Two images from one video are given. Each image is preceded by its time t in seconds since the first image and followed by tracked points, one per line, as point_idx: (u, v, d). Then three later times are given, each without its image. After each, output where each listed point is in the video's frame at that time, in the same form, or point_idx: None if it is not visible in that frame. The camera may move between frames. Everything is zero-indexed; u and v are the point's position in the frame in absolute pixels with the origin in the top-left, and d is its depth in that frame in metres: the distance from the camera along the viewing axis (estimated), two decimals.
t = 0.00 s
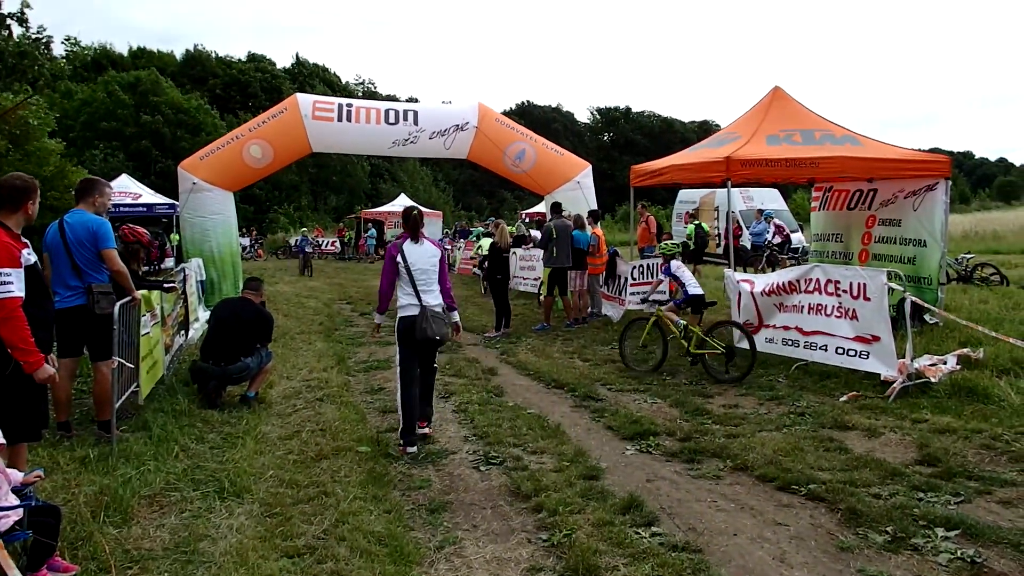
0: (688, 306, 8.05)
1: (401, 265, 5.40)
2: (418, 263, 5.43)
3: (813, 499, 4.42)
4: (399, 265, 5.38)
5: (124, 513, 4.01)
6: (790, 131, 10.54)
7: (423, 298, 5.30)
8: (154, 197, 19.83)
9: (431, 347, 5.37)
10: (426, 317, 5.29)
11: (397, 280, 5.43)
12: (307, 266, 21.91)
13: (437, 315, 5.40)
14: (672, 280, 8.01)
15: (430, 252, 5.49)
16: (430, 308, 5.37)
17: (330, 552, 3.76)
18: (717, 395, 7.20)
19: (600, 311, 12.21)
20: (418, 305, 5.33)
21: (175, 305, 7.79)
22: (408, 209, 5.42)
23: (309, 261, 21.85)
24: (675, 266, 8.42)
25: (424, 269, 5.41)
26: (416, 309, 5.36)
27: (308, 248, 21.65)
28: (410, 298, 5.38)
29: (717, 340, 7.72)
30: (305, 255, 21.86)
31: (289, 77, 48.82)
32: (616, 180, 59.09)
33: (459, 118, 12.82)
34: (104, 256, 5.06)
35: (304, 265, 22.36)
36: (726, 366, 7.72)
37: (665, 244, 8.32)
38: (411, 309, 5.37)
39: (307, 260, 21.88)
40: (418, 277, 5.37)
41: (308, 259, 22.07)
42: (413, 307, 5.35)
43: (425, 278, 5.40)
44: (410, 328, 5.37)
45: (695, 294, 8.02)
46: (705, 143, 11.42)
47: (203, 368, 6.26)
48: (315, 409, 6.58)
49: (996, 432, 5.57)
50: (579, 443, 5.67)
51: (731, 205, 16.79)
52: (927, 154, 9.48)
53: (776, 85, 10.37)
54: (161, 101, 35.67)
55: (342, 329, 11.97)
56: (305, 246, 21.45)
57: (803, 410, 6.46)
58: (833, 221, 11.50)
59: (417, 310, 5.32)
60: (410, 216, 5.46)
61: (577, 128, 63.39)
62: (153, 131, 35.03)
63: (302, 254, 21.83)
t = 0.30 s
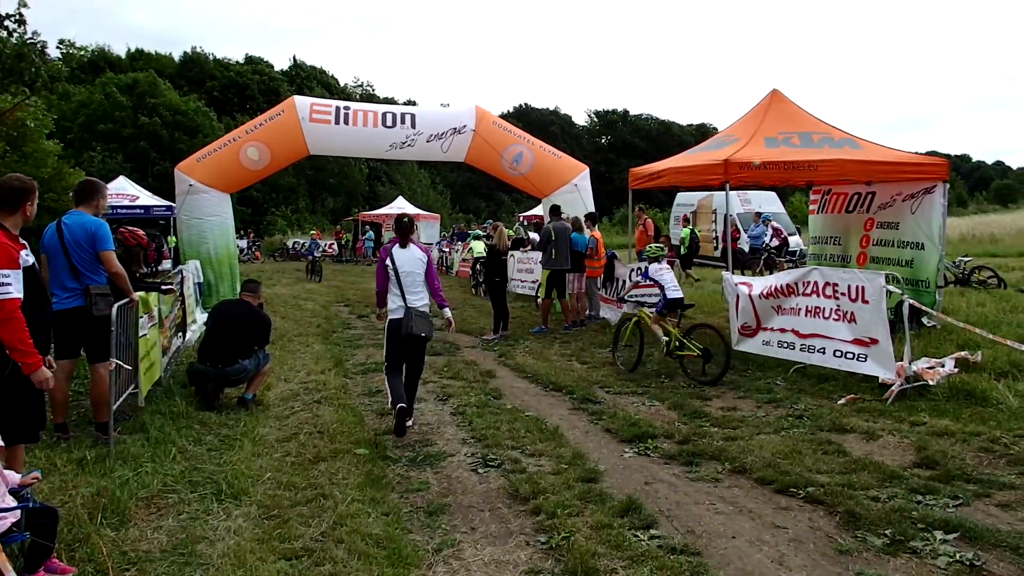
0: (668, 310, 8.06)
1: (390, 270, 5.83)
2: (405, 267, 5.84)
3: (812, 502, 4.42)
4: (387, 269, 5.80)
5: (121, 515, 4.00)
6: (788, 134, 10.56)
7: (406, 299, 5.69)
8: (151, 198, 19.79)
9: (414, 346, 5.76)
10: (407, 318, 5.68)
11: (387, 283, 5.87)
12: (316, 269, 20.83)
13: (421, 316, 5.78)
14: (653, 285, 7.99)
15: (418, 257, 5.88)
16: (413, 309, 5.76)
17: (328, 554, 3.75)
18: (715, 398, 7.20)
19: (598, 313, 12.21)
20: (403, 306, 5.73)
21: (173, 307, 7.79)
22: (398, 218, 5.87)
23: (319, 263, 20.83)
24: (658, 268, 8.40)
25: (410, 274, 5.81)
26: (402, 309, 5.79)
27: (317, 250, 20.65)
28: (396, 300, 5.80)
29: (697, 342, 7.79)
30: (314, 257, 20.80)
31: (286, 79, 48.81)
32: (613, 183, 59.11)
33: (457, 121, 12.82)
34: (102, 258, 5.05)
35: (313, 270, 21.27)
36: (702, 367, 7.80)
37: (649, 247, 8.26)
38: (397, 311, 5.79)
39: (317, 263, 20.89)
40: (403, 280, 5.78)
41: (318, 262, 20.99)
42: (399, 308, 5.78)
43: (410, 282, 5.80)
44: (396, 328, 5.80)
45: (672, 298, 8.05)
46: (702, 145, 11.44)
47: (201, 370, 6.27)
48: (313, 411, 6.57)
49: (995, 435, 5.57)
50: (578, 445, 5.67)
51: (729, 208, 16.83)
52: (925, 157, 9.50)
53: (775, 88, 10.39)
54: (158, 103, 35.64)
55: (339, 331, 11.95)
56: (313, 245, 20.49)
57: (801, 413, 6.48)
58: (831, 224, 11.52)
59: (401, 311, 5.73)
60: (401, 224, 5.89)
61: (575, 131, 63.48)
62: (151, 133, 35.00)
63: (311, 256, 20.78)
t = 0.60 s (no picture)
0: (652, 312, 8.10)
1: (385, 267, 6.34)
2: (399, 265, 6.36)
3: (812, 505, 4.43)
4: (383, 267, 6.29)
5: (122, 516, 4.00)
6: (787, 136, 10.58)
7: (398, 294, 6.18)
8: (151, 201, 19.78)
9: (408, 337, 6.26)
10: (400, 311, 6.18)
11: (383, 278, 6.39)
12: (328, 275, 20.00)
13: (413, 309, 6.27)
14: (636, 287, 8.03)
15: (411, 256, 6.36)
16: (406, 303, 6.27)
17: (328, 556, 3.75)
18: (714, 400, 7.23)
19: (597, 315, 12.21)
20: (396, 301, 6.24)
21: (173, 310, 7.80)
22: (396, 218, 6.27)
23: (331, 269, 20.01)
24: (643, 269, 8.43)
25: (403, 272, 6.30)
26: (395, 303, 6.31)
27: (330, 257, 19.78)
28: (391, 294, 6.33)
29: (675, 345, 7.99)
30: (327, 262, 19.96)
31: (285, 81, 48.82)
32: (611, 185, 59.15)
33: (456, 123, 12.84)
34: (103, 260, 5.06)
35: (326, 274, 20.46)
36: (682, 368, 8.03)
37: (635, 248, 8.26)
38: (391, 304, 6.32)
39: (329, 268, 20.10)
40: (397, 277, 6.29)
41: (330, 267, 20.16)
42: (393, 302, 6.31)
43: (403, 278, 6.30)
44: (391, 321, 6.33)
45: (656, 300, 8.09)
46: (701, 147, 11.45)
47: (200, 372, 6.27)
48: (312, 413, 6.57)
49: (996, 438, 5.58)
50: (578, 447, 5.67)
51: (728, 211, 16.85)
52: (926, 159, 9.52)
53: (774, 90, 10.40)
54: (158, 106, 35.65)
55: (338, 333, 11.95)
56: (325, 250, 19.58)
57: (801, 416, 6.49)
58: (830, 226, 11.55)
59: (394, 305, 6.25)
60: (398, 226, 6.23)
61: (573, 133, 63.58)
62: (150, 135, 35.00)
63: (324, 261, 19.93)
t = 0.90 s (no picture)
0: (651, 315, 8.41)
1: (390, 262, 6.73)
2: (404, 260, 6.76)
3: (831, 527, 4.32)
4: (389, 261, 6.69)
5: (139, 519, 3.94)
6: (810, 139, 10.43)
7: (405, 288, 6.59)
8: (172, 198, 19.76)
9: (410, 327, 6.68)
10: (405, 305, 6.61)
11: (388, 273, 6.77)
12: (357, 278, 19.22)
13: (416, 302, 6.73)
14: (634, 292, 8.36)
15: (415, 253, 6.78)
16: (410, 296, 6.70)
17: (338, 565, 3.67)
18: (730, 412, 7.15)
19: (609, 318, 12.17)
20: (401, 294, 6.65)
21: (189, 309, 7.77)
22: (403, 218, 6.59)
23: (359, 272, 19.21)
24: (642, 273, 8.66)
25: (408, 267, 6.72)
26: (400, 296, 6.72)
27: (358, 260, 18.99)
28: (395, 287, 6.72)
29: (673, 350, 8.04)
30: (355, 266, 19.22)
31: (301, 79, 48.97)
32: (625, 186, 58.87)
33: (469, 123, 12.73)
34: (122, 264, 4.99)
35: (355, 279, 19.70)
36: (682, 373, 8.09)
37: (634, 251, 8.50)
38: (395, 297, 6.72)
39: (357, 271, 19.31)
40: (402, 272, 6.70)
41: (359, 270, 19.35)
42: (398, 295, 6.72)
43: (407, 273, 6.72)
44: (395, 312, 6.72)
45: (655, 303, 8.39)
46: (720, 149, 11.34)
47: (215, 373, 6.21)
48: (324, 415, 6.51)
49: None
50: (588, 457, 5.58)
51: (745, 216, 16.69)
52: (954, 165, 9.33)
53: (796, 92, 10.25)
54: (176, 103, 35.83)
55: (350, 332, 11.93)
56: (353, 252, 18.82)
57: (818, 432, 6.39)
58: (853, 233, 11.52)
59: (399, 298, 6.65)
60: (400, 222, 6.48)
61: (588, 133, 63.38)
62: (169, 133, 35.21)
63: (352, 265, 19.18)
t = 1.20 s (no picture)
0: (668, 317, 8.48)
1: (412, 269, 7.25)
2: (424, 268, 7.27)
3: (864, 537, 4.29)
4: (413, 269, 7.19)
5: (165, 523, 4.04)
6: (843, 144, 10.32)
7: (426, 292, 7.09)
8: (201, 199, 20.21)
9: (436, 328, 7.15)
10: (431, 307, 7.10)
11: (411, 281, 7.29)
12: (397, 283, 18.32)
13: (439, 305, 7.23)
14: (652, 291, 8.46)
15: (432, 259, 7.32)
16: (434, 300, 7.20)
17: (365, 570, 3.74)
18: (760, 418, 7.11)
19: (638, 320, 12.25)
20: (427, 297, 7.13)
21: (218, 310, 7.91)
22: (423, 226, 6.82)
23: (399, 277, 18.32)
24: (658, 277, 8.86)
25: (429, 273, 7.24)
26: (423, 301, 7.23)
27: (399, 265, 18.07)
28: (419, 294, 7.23)
29: (692, 352, 8.28)
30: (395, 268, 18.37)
31: (330, 80, 49.48)
32: (653, 186, 58.55)
33: (499, 125, 12.80)
34: (150, 266, 5.13)
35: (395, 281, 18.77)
36: (698, 373, 8.28)
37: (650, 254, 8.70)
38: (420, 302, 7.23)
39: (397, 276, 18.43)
40: (423, 278, 7.20)
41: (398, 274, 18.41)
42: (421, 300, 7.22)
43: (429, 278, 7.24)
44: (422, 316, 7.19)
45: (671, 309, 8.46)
46: (751, 153, 11.24)
47: (244, 374, 6.34)
48: (353, 418, 6.61)
49: None
50: (618, 464, 5.58)
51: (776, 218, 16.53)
52: (992, 171, 9.18)
53: (830, 96, 10.14)
54: (207, 104, 36.44)
55: (379, 334, 12.05)
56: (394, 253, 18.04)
57: (850, 439, 6.32)
58: (886, 239, 11.40)
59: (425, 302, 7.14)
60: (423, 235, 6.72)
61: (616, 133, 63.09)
62: (199, 133, 35.82)
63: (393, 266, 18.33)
